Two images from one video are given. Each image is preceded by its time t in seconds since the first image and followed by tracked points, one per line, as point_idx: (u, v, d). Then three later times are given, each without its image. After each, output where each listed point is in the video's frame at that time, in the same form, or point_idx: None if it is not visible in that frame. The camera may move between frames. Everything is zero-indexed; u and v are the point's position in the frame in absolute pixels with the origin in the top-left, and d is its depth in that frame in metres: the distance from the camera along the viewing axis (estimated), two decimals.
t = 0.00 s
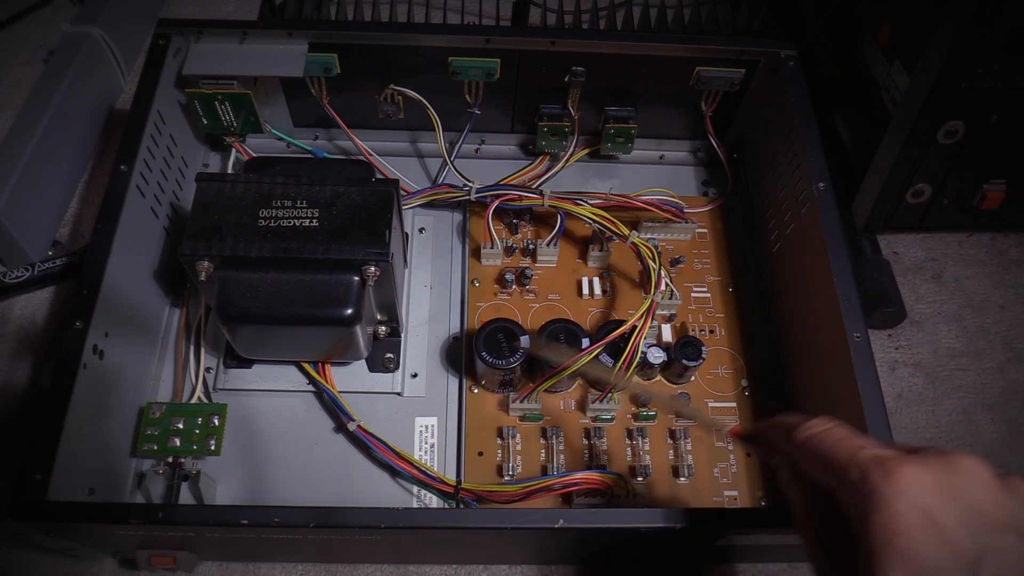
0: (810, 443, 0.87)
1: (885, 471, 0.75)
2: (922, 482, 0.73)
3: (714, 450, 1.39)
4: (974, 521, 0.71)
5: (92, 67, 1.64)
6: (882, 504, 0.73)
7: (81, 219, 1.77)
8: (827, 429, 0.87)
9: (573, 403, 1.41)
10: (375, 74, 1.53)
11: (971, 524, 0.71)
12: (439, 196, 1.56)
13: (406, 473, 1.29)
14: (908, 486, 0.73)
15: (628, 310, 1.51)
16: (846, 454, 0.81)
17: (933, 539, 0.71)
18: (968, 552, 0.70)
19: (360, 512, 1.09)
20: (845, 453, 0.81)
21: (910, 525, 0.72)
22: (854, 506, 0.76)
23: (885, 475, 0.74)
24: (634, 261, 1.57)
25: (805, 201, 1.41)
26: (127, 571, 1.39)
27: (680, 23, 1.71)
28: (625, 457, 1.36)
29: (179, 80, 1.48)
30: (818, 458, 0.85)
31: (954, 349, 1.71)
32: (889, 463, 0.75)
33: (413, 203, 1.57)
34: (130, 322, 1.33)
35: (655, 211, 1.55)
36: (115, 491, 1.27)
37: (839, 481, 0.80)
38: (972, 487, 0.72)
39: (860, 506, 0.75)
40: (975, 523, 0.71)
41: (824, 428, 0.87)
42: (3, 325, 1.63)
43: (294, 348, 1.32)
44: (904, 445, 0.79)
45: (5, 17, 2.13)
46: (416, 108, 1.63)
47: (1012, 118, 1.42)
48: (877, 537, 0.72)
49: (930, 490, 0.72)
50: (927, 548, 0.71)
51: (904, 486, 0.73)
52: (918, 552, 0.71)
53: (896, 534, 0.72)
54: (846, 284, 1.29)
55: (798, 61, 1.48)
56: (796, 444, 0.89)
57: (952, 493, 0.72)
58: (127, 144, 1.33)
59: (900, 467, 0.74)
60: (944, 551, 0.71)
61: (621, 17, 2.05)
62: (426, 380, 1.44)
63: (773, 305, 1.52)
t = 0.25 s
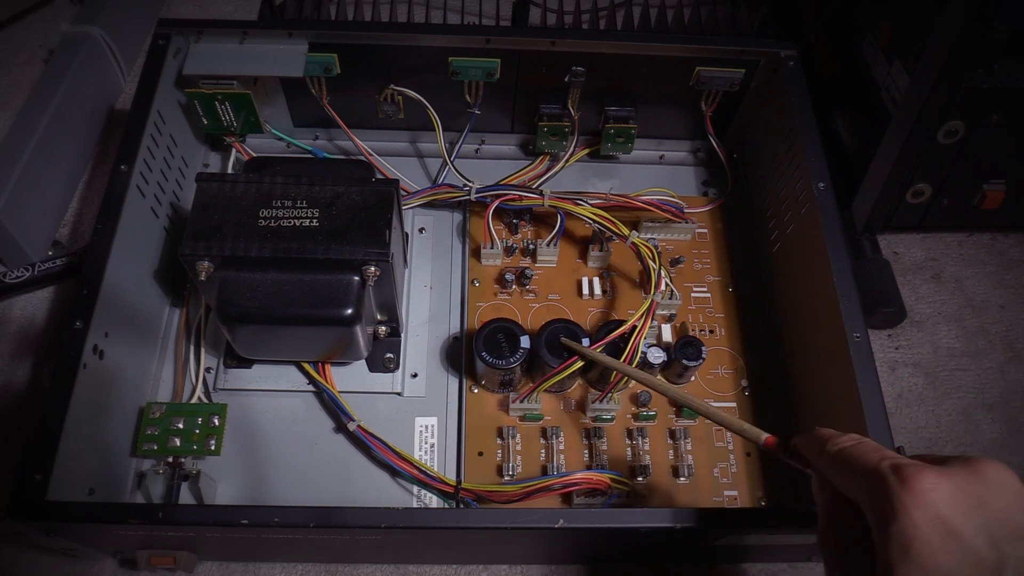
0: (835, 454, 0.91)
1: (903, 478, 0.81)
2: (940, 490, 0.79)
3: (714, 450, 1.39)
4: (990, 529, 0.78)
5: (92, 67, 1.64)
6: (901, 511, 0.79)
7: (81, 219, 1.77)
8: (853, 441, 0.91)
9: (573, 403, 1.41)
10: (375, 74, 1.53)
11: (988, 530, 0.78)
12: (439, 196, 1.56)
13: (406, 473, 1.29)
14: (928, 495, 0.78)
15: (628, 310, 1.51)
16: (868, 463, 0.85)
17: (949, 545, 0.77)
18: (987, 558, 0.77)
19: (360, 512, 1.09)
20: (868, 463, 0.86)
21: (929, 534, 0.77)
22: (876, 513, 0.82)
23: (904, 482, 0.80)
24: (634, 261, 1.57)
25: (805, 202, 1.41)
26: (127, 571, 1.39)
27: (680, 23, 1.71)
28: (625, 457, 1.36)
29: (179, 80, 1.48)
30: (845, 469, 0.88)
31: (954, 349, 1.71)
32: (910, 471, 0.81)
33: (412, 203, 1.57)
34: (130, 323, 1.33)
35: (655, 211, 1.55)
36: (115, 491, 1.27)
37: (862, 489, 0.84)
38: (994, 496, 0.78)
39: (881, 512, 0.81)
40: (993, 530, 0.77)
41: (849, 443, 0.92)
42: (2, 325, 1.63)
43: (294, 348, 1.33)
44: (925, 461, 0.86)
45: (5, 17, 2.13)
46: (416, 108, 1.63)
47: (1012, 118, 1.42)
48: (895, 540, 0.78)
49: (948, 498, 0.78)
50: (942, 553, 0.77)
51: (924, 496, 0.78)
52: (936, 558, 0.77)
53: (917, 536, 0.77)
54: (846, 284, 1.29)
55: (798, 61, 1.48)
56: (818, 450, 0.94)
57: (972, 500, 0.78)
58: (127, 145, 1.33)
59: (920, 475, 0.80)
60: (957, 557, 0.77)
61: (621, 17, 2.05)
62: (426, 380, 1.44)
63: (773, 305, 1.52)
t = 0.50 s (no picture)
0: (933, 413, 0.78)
1: None
2: None
3: (714, 450, 1.39)
4: None
5: (91, 67, 1.64)
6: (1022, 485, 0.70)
7: (81, 219, 1.77)
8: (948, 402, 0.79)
9: (573, 403, 1.41)
10: (375, 74, 1.53)
11: None
12: (439, 196, 1.56)
13: (406, 473, 1.29)
14: None
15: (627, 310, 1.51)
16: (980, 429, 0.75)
17: None
18: None
19: (359, 512, 1.09)
20: (980, 427, 0.75)
21: None
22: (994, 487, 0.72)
23: None
24: (634, 261, 1.57)
25: (805, 201, 1.41)
26: (127, 571, 1.39)
27: (680, 23, 1.71)
28: (625, 457, 1.37)
29: (179, 80, 1.48)
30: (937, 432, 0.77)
31: (954, 349, 1.71)
32: None
33: (412, 203, 1.57)
34: (130, 323, 1.33)
35: (654, 211, 1.55)
36: (115, 491, 1.27)
37: (964, 457, 0.74)
38: None
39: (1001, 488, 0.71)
40: None
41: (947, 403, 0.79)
42: (3, 325, 1.63)
43: (294, 348, 1.33)
44: None
45: (5, 17, 2.13)
46: (416, 108, 1.63)
47: (1012, 118, 1.42)
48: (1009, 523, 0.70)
49: None
50: None
51: None
52: None
53: None
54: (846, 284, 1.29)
55: (798, 61, 1.48)
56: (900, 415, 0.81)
57: None
58: (127, 144, 1.33)
59: None
60: None
61: (621, 17, 2.05)
62: (426, 380, 1.44)
63: (773, 305, 1.52)
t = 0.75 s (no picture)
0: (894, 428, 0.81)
1: (975, 450, 0.71)
2: (1017, 464, 0.69)
3: (714, 450, 1.39)
4: None
5: (91, 67, 1.64)
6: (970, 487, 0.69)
7: (81, 219, 1.77)
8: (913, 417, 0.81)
9: (573, 403, 1.41)
10: (375, 74, 1.53)
11: None
12: (439, 196, 1.56)
13: (406, 473, 1.29)
14: (1003, 470, 0.68)
15: (627, 310, 1.51)
16: (931, 436, 0.76)
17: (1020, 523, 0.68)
18: None
19: (359, 512, 1.09)
20: (933, 435, 0.76)
21: (996, 505, 0.68)
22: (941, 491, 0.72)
23: (974, 455, 0.71)
24: (634, 261, 1.57)
25: (805, 201, 1.41)
26: (127, 571, 1.39)
27: (680, 23, 1.71)
28: (625, 457, 1.37)
29: (179, 80, 1.48)
30: (900, 444, 0.79)
31: (954, 349, 1.71)
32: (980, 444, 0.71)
33: (413, 203, 1.57)
34: (130, 323, 1.33)
35: (655, 211, 1.55)
36: (115, 491, 1.27)
37: (921, 464, 0.75)
38: None
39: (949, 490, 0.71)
40: None
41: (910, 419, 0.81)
42: (3, 325, 1.63)
43: (294, 348, 1.33)
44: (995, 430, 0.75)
45: (5, 17, 2.13)
46: (416, 108, 1.63)
47: (1012, 118, 1.42)
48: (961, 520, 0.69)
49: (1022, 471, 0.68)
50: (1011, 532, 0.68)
51: (995, 465, 0.69)
52: (1000, 536, 0.67)
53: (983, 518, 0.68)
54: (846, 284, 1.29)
55: (798, 61, 1.48)
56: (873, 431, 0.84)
57: None
58: (127, 144, 1.33)
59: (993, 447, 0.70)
60: None
61: (621, 17, 2.05)
62: (426, 380, 1.45)
63: (773, 305, 1.52)
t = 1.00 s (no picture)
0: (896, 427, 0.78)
1: (981, 455, 0.67)
2: None
3: (714, 450, 1.39)
4: None
5: (92, 67, 1.64)
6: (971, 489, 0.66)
7: (81, 219, 1.77)
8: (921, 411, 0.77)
9: (573, 403, 1.41)
10: (375, 74, 1.53)
11: None
12: (439, 196, 1.56)
13: (406, 473, 1.29)
14: (1008, 477, 0.65)
15: (627, 310, 1.51)
16: (935, 437, 0.72)
17: (1021, 530, 0.64)
18: None
19: (359, 512, 1.09)
20: (935, 434, 0.73)
21: (996, 513, 0.64)
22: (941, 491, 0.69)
23: (978, 459, 0.67)
24: (634, 261, 1.57)
25: (805, 201, 1.41)
26: (127, 571, 1.39)
27: (680, 23, 1.70)
28: (625, 457, 1.37)
29: (179, 80, 1.48)
30: (906, 443, 0.76)
31: (954, 349, 1.71)
32: (987, 447, 0.67)
33: (413, 203, 1.57)
34: (130, 322, 1.33)
35: (655, 211, 1.55)
36: (116, 491, 1.27)
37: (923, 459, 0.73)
38: None
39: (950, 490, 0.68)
40: None
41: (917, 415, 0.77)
42: (3, 325, 1.63)
43: (294, 348, 1.33)
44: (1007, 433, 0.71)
45: (5, 17, 2.13)
46: (416, 108, 1.63)
47: (1012, 118, 1.42)
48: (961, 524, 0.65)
49: None
50: (1010, 540, 0.64)
51: (998, 472, 0.65)
52: (999, 544, 0.64)
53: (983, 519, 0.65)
54: (846, 284, 1.29)
55: (798, 61, 1.48)
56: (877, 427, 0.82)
57: None
58: (127, 144, 1.33)
59: (1001, 452, 0.66)
60: None
61: (621, 17, 2.05)
62: (426, 380, 1.45)
63: (773, 305, 1.52)
